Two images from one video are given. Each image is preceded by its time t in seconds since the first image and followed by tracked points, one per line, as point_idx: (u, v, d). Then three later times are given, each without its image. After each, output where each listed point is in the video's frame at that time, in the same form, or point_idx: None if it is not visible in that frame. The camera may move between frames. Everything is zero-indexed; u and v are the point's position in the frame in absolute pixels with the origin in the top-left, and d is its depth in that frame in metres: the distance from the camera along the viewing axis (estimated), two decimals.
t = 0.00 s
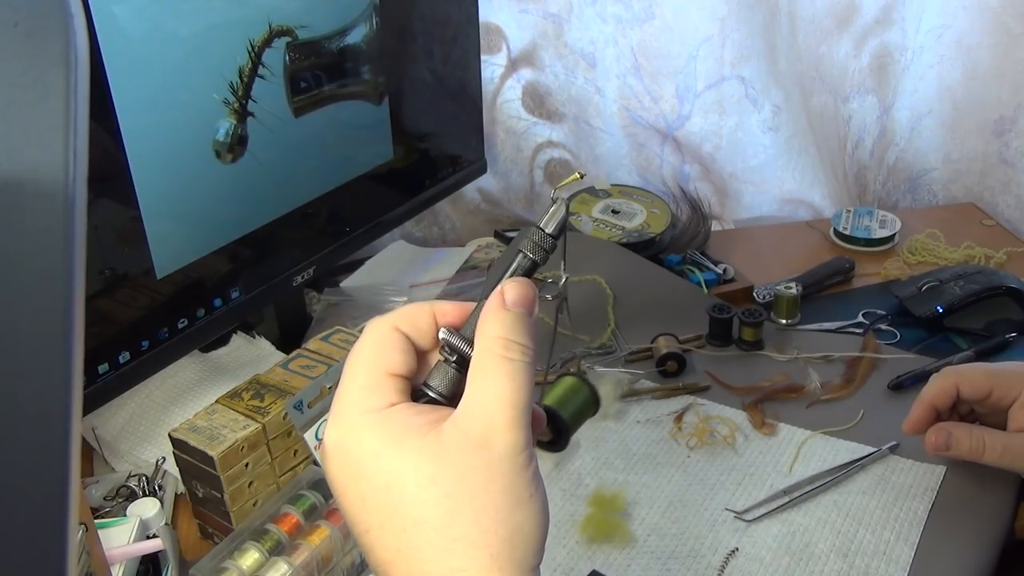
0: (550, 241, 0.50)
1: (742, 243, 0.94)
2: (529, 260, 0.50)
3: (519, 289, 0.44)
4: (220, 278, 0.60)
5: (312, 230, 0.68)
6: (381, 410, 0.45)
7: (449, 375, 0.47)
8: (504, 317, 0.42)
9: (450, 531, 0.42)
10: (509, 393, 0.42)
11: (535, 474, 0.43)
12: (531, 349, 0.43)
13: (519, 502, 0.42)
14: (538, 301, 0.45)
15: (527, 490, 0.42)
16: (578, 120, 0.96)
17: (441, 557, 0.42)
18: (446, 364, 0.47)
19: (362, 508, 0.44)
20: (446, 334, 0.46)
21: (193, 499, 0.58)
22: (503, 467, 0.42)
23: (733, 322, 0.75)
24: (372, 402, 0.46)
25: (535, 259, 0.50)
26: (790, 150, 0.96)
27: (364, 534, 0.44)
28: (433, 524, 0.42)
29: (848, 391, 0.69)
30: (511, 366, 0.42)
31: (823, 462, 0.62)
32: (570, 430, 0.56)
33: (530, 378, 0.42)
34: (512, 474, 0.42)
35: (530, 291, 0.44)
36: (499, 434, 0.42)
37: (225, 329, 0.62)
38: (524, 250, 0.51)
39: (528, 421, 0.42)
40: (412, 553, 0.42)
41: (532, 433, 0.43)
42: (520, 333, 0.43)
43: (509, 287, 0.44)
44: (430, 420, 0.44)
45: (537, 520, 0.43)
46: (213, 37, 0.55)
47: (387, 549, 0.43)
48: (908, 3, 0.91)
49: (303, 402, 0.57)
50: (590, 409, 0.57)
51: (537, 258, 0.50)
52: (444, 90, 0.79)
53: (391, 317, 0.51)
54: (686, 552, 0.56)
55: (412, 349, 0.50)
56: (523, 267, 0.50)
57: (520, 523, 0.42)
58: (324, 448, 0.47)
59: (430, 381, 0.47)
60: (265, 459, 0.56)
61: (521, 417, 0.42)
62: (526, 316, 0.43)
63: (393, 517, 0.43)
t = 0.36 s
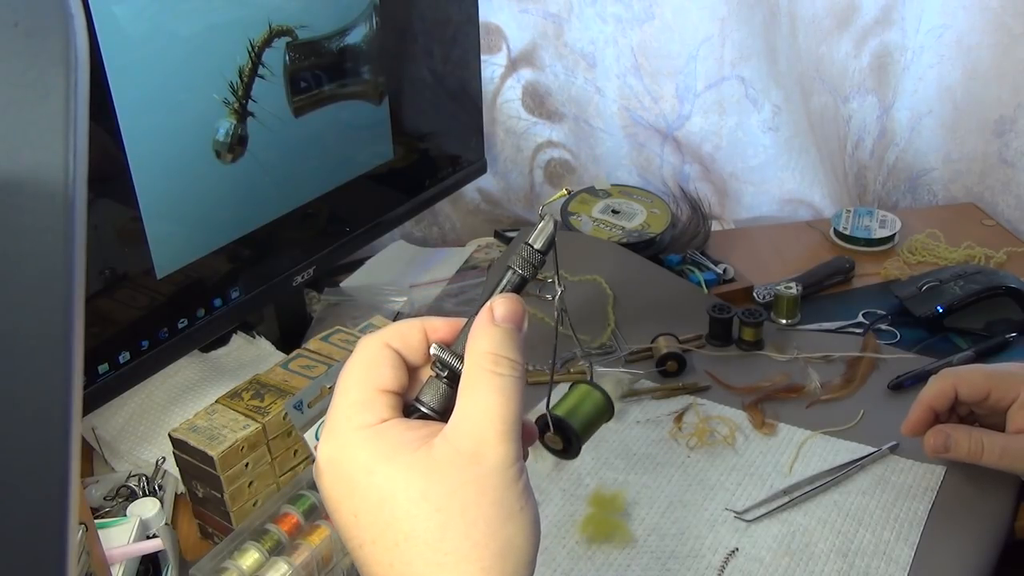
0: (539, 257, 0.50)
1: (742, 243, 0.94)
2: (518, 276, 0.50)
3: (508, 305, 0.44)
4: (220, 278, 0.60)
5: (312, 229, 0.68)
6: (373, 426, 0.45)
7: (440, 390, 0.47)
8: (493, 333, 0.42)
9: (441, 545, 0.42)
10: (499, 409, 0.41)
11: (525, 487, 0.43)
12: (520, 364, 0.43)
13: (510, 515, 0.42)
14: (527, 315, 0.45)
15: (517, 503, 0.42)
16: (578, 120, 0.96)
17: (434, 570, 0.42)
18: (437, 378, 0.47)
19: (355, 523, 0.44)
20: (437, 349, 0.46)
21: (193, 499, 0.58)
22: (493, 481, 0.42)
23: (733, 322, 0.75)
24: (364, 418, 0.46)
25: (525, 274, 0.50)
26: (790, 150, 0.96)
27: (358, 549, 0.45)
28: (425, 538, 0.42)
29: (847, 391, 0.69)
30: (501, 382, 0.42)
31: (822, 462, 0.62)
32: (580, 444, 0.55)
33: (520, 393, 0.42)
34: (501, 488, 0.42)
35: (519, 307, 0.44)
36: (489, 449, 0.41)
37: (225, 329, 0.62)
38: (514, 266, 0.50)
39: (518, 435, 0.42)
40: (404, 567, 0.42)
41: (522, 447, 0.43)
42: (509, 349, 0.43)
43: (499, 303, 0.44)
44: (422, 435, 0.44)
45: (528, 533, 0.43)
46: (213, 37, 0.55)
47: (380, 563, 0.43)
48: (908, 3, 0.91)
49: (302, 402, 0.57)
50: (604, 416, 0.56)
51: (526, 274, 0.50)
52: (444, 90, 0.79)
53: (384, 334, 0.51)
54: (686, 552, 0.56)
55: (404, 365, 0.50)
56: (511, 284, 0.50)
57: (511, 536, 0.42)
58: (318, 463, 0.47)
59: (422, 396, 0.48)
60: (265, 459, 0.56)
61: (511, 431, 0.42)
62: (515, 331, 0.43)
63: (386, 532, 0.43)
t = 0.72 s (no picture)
0: (534, 258, 0.50)
1: (743, 243, 0.94)
2: (514, 277, 0.50)
3: (505, 306, 0.44)
4: (220, 277, 0.60)
5: (312, 229, 0.68)
6: (371, 430, 0.45)
7: (437, 393, 0.47)
8: (491, 336, 0.43)
9: (441, 549, 0.42)
10: (497, 411, 0.42)
11: (523, 490, 0.43)
12: (517, 366, 0.43)
13: (508, 518, 0.42)
14: (523, 318, 0.45)
15: (516, 506, 0.42)
16: (578, 120, 0.96)
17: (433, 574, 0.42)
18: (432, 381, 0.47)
19: (353, 528, 0.44)
20: (433, 352, 0.46)
21: (193, 499, 0.58)
22: (491, 484, 0.42)
23: (733, 322, 0.75)
24: (362, 422, 0.46)
25: (520, 275, 0.50)
26: (790, 150, 0.96)
27: (356, 554, 0.44)
28: (425, 542, 0.42)
29: (847, 391, 0.69)
30: (499, 385, 0.42)
31: (822, 462, 0.62)
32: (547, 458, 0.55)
33: (517, 396, 0.43)
34: (500, 491, 0.42)
35: (516, 309, 0.44)
36: (487, 452, 0.42)
37: (225, 329, 0.62)
38: (509, 267, 0.51)
39: (515, 439, 0.42)
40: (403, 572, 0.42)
41: (520, 449, 0.43)
42: (506, 351, 0.43)
43: (494, 304, 0.44)
44: (420, 439, 0.44)
45: (526, 535, 0.43)
46: (213, 37, 0.55)
47: (379, 568, 0.43)
48: (908, 3, 0.91)
49: (302, 402, 0.57)
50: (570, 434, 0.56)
51: (522, 275, 0.50)
52: (444, 90, 0.79)
53: (379, 337, 0.51)
54: (686, 553, 0.56)
55: (401, 368, 0.50)
56: (506, 285, 0.50)
57: (510, 539, 0.42)
58: (315, 467, 0.47)
59: (418, 400, 0.48)
60: (265, 459, 0.56)
61: (509, 434, 0.42)
62: (511, 334, 0.43)
63: (384, 537, 0.43)
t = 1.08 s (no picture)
0: (534, 258, 0.50)
1: (743, 243, 0.94)
2: (514, 277, 0.50)
3: (505, 307, 0.44)
4: (220, 277, 0.61)
5: (312, 229, 0.68)
6: (371, 430, 0.45)
7: (437, 394, 0.47)
8: (491, 336, 0.43)
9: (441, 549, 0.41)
10: (496, 412, 0.42)
11: (523, 491, 0.43)
12: (516, 367, 0.43)
13: (509, 519, 0.42)
14: (523, 318, 0.45)
15: (516, 506, 0.43)
16: (578, 120, 0.96)
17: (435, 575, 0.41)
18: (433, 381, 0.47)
19: (354, 530, 0.44)
20: (433, 353, 0.46)
21: (193, 499, 0.58)
22: (491, 484, 0.42)
23: (733, 322, 0.75)
24: (362, 423, 0.46)
25: (520, 276, 0.50)
26: (790, 150, 0.96)
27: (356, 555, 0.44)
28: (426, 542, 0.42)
29: (847, 391, 0.69)
30: (499, 385, 0.42)
31: (822, 463, 0.62)
32: (569, 444, 0.55)
33: (517, 397, 0.43)
34: (500, 491, 0.42)
35: (516, 309, 0.44)
36: (487, 452, 0.42)
37: (225, 329, 0.62)
38: (509, 267, 0.51)
39: (515, 440, 0.42)
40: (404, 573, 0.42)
41: (520, 450, 0.43)
42: (506, 351, 0.43)
43: (494, 304, 0.44)
44: (420, 439, 0.44)
45: (526, 536, 0.43)
46: (213, 37, 0.55)
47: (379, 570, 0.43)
48: (907, 3, 0.91)
49: (302, 402, 0.57)
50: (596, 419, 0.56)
51: (521, 276, 0.50)
52: (444, 90, 0.79)
53: (379, 338, 0.51)
54: (685, 553, 0.56)
55: (401, 369, 0.50)
56: (505, 286, 0.50)
57: (510, 539, 0.42)
58: (314, 468, 0.46)
59: (418, 400, 0.48)
60: (265, 459, 0.56)
61: (509, 435, 0.42)
62: (511, 334, 0.43)
63: (385, 538, 0.43)
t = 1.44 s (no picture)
0: (544, 259, 0.50)
1: (743, 243, 0.94)
2: (524, 279, 0.50)
3: (516, 307, 0.44)
4: (220, 277, 0.60)
5: (312, 229, 0.68)
6: (384, 431, 0.45)
7: (448, 395, 0.47)
8: (502, 337, 0.43)
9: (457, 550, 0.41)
10: (509, 412, 0.42)
11: (537, 491, 0.43)
12: (528, 367, 0.43)
13: (523, 519, 0.42)
14: (533, 318, 0.45)
15: (529, 507, 0.42)
16: (578, 120, 0.96)
17: None
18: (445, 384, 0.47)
19: (368, 531, 0.44)
20: (443, 354, 0.46)
21: (193, 499, 0.58)
22: (504, 485, 0.42)
23: (733, 322, 0.75)
24: (374, 423, 0.46)
25: (530, 277, 0.50)
26: (790, 150, 0.96)
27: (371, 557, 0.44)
28: (441, 543, 0.42)
29: (847, 391, 0.69)
30: (511, 386, 0.42)
31: (823, 463, 0.62)
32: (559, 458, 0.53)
33: (529, 397, 0.43)
34: (513, 491, 0.42)
35: (526, 310, 0.44)
36: (501, 452, 0.42)
37: (225, 329, 0.62)
38: (519, 268, 0.50)
39: (527, 439, 0.43)
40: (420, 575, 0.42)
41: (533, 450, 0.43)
42: (517, 352, 0.43)
43: (506, 304, 0.44)
44: (432, 440, 0.44)
45: (541, 536, 0.43)
46: (213, 37, 0.55)
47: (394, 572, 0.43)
48: (907, 3, 0.91)
49: (302, 402, 0.57)
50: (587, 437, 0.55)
51: (532, 276, 0.50)
52: (444, 90, 0.79)
53: (391, 338, 0.51)
54: (685, 552, 0.56)
55: (412, 369, 0.50)
56: (516, 286, 0.50)
57: (524, 539, 0.42)
58: (327, 469, 0.47)
59: (430, 402, 0.48)
60: (265, 459, 0.56)
61: (522, 435, 0.42)
62: (522, 335, 0.43)
63: (400, 539, 0.43)
